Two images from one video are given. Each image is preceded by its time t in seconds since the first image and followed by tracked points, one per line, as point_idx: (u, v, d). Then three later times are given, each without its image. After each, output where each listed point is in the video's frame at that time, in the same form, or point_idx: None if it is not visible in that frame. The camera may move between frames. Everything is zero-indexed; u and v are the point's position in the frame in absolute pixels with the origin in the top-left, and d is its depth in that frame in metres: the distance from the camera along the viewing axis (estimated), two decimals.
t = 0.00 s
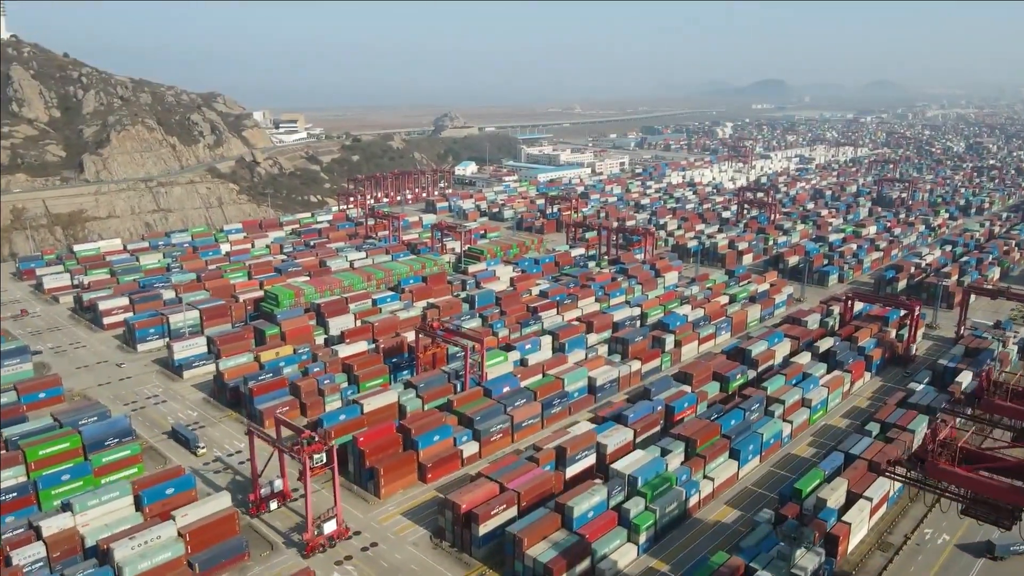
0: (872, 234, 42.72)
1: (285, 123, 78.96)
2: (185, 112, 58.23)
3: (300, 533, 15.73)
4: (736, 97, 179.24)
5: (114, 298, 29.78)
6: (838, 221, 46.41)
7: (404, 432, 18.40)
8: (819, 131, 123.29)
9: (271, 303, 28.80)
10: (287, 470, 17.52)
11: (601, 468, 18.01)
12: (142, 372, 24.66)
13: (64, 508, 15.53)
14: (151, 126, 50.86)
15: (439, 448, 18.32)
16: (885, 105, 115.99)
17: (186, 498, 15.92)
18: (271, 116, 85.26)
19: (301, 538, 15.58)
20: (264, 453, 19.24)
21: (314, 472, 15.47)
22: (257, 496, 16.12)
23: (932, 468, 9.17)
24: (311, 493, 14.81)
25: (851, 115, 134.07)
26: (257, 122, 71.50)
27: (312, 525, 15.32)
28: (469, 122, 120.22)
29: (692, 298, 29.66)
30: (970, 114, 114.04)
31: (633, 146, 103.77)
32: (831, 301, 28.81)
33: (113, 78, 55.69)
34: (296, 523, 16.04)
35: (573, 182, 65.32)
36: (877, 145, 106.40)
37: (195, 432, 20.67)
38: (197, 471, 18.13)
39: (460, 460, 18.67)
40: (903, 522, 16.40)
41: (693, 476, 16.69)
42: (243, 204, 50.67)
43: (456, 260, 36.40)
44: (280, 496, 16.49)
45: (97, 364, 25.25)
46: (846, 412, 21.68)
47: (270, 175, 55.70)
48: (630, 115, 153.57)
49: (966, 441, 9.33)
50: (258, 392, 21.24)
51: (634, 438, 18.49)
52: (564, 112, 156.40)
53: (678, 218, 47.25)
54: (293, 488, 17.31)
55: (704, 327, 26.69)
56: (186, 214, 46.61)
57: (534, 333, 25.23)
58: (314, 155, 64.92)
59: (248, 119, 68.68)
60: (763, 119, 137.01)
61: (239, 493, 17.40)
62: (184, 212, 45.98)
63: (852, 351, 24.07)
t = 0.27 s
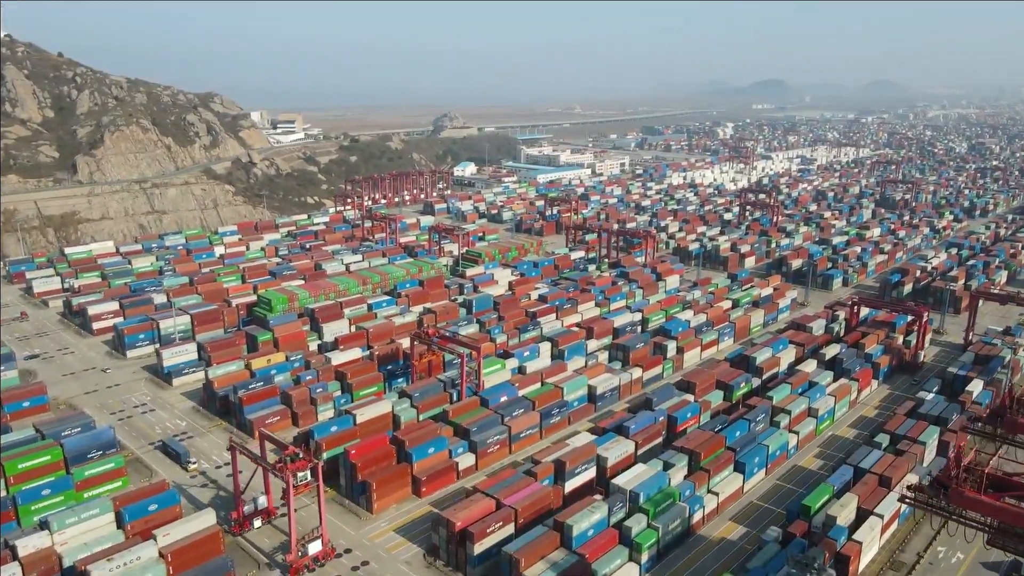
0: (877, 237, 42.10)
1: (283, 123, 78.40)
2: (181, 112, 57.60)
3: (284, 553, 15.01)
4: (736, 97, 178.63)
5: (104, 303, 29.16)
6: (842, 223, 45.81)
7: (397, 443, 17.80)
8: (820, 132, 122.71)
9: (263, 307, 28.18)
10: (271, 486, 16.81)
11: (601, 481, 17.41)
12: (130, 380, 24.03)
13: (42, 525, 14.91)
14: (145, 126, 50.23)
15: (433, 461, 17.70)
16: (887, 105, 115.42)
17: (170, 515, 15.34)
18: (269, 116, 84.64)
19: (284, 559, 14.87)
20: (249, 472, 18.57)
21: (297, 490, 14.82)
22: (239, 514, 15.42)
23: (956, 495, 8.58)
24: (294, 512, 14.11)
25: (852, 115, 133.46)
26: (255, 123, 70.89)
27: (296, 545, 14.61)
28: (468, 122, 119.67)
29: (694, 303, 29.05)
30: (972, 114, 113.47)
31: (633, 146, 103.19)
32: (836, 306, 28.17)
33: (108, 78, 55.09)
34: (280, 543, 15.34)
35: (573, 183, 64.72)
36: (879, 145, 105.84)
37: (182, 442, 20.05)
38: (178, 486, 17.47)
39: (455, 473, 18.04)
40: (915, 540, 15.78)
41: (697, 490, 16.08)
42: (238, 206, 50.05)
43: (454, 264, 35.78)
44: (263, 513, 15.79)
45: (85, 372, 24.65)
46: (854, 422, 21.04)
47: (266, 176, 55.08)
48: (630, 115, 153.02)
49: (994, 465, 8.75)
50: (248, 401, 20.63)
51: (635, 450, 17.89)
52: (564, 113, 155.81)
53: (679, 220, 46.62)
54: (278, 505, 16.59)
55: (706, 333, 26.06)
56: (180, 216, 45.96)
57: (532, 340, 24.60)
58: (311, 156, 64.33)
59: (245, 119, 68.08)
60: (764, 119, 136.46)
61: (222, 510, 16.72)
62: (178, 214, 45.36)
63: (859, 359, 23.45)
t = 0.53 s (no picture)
0: (881, 239, 41.51)
1: (281, 124, 77.86)
2: (176, 112, 56.99)
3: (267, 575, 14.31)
4: (736, 97, 178.08)
5: (94, 308, 28.54)
6: (845, 225, 45.25)
7: (390, 456, 17.19)
8: (821, 132, 122.18)
9: (256, 312, 27.57)
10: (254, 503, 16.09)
11: (601, 496, 16.84)
12: (118, 388, 23.37)
13: (18, 544, 14.30)
14: (140, 127, 49.64)
15: (428, 474, 17.10)
16: (888, 105, 114.88)
17: (153, 532, 14.74)
18: (266, 117, 84.04)
19: None
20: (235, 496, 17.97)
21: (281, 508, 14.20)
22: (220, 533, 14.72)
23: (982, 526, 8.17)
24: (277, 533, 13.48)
25: (853, 115, 132.91)
26: (252, 123, 70.28)
27: (278, 568, 13.88)
28: (467, 122, 119.12)
29: (696, 308, 28.45)
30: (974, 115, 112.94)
31: (633, 147, 102.64)
32: (841, 311, 27.57)
33: (102, 78, 54.50)
34: (263, 563, 14.63)
35: (573, 184, 64.14)
36: (880, 146, 105.33)
37: (169, 453, 19.43)
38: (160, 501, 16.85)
39: (451, 487, 17.45)
40: (928, 558, 15.17)
41: (701, 506, 15.46)
42: (234, 208, 49.44)
43: (451, 267, 35.18)
44: (246, 532, 15.07)
45: (72, 379, 24.01)
46: (861, 432, 20.44)
47: (263, 178, 54.50)
48: (629, 116, 152.52)
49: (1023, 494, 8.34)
50: (237, 411, 20.03)
51: (637, 463, 17.30)
52: (563, 113, 155.21)
53: (680, 222, 46.05)
54: (261, 523, 15.83)
55: (709, 340, 25.46)
56: (175, 218, 45.34)
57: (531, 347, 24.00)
58: (309, 157, 63.74)
59: (241, 120, 67.49)
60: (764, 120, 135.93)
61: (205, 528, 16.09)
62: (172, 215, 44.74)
63: (866, 366, 22.85)
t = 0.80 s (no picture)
0: (885, 242, 40.92)
1: (278, 124, 77.30)
2: (172, 113, 56.39)
3: None
4: (736, 98, 177.57)
5: (82, 312, 27.89)
6: (848, 227, 44.69)
7: (382, 469, 16.58)
8: (822, 133, 121.61)
9: (248, 318, 26.92)
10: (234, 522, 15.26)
11: (601, 511, 16.24)
12: (105, 396, 22.77)
13: None
14: (135, 127, 49.05)
15: (421, 488, 16.49)
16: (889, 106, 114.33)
17: (135, 551, 14.19)
18: (264, 117, 83.45)
19: None
20: (222, 516, 17.42)
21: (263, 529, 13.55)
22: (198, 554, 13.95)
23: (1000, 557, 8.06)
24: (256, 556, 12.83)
25: (854, 116, 132.36)
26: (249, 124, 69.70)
27: None
28: (466, 122, 118.52)
29: (698, 313, 27.83)
30: (975, 116, 112.41)
31: (633, 147, 102.08)
32: (847, 316, 26.96)
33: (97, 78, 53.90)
34: None
35: (573, 185, 63.55)
36: (881, 146, 104.81)
37: (156, 464, 18.84)
38: (140, 518, 16.25)
39: (445, 501, 16.84)
40: None
41: (705, 525, 14.81)
42: (229, 209, 48.83)
43: (449, 271, 34.57)
44: (226, 553, 14.30)
45: (58, 387, 23.38)
46: (869, 443, 19.84)
47: (259, 179, 53.87)
48: (629, 116, 152.02)
49: None
50: (226, 421, 19.41)
51: (638, 477, 16.69)
52: (563, 114, 154.67)
53: (681, 224, 45.47)
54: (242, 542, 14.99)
55: (711, 346, 24.82)
56: (170, 220, 44.69)
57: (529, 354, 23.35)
58: (306, 158, 63.17)
59: (238, 120, 66.90)
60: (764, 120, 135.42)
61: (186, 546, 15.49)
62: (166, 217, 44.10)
63: (873, 373, 22.23)
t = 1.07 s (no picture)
0: (889, 245, 40.33)
1: (276, 125, 76.72)
2: (168, 113, 55.79)
3: None
4: (737, 98, 176.94)
5: (71, 317, 27.31)
6: (852, 230, 44.11)
7: (374, 484, 15.96)
8: (823, 133, 121.05)
9: (241, 323, 26.35)
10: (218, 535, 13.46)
11: (601, 528, 15.65)
12: (92, 404, 22.17)
13: None
14: (129, 128, 48.49)
15: (415, 504, 15.88)
16: (891, 106, 113.69)
17: (113, 572, 13.59)
18: (262, 118, 82.85)
19: None
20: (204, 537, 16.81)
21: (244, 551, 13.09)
22: None
23: None
24: None
25: (855, 116, 131.76)
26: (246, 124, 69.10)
27: None
28: (465, 122, 117.94)
29: (700, 319, 27.24)
30: (977, 116, 111.83)
31: (633, 148, 101.47)
32: (853, 322, 26.37)
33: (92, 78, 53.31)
34: None
35: (573, 186, 62.96)
36: (883, 147, 104.19)
37: (141, 477, 18.27)
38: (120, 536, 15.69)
39: (440, 517, 16.24)
40: None
41: (710, 543, 14.20)
42: (225, 211, 48.24)
43: (446, 274, 33.98)
44: None
45: (44, 395, 22.81)
46: (878, 454, 19.25)
47: (255, 180, 53.26)
48: (629, 116, 151.37)
49: None
50: (214, 432, 18.82)
51: (641, 492, 16.08)
52: (563, 113, 153.99)
53: (682, 226, 44.89)
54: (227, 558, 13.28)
55: (714, 353, 24.24)
56: (164, 221, 44.04)
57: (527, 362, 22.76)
58: (303, 158, 62.57)
59: (235, 120, 66.31)
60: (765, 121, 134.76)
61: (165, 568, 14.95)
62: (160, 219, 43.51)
63: (881, 382, 21.64)
